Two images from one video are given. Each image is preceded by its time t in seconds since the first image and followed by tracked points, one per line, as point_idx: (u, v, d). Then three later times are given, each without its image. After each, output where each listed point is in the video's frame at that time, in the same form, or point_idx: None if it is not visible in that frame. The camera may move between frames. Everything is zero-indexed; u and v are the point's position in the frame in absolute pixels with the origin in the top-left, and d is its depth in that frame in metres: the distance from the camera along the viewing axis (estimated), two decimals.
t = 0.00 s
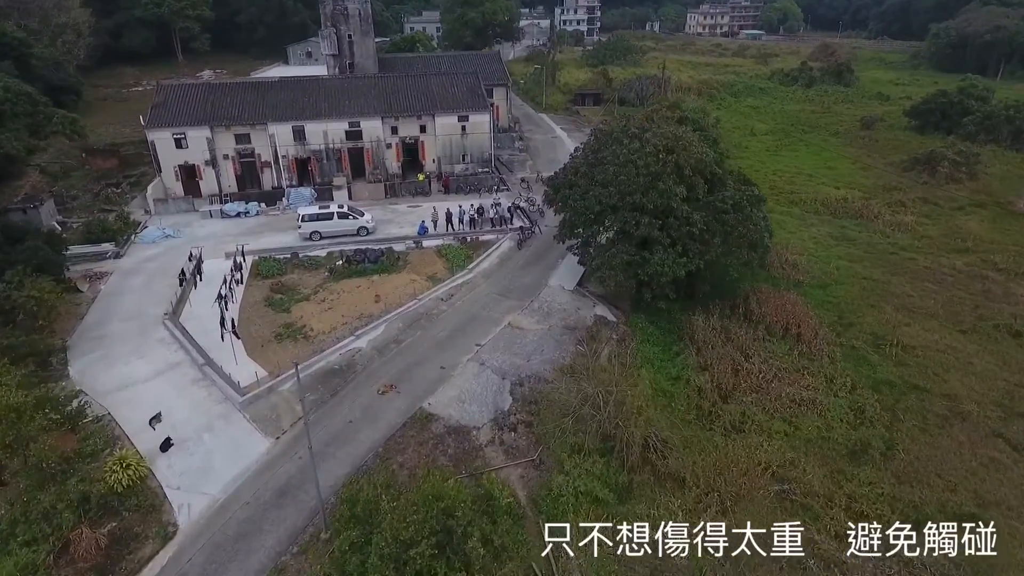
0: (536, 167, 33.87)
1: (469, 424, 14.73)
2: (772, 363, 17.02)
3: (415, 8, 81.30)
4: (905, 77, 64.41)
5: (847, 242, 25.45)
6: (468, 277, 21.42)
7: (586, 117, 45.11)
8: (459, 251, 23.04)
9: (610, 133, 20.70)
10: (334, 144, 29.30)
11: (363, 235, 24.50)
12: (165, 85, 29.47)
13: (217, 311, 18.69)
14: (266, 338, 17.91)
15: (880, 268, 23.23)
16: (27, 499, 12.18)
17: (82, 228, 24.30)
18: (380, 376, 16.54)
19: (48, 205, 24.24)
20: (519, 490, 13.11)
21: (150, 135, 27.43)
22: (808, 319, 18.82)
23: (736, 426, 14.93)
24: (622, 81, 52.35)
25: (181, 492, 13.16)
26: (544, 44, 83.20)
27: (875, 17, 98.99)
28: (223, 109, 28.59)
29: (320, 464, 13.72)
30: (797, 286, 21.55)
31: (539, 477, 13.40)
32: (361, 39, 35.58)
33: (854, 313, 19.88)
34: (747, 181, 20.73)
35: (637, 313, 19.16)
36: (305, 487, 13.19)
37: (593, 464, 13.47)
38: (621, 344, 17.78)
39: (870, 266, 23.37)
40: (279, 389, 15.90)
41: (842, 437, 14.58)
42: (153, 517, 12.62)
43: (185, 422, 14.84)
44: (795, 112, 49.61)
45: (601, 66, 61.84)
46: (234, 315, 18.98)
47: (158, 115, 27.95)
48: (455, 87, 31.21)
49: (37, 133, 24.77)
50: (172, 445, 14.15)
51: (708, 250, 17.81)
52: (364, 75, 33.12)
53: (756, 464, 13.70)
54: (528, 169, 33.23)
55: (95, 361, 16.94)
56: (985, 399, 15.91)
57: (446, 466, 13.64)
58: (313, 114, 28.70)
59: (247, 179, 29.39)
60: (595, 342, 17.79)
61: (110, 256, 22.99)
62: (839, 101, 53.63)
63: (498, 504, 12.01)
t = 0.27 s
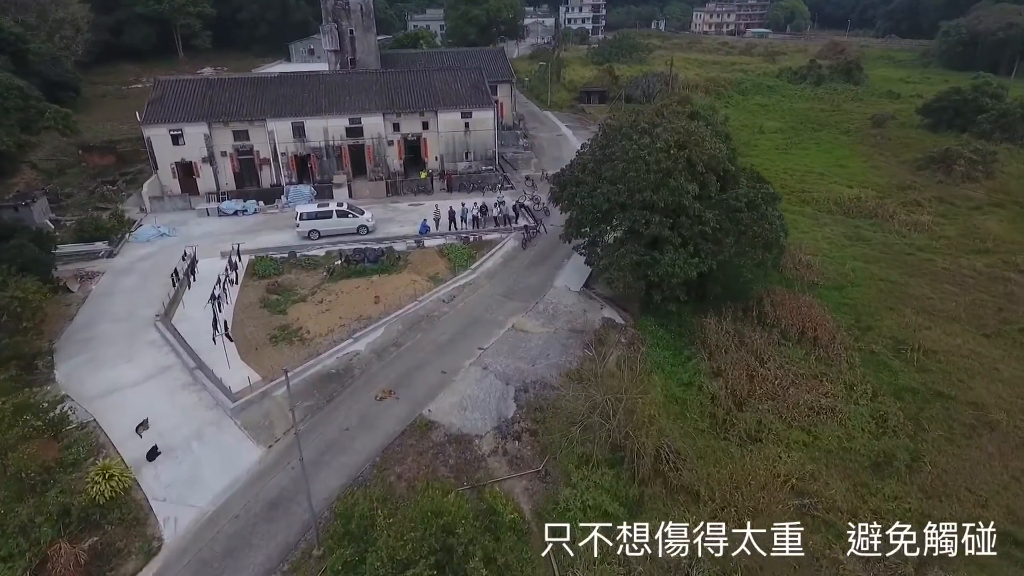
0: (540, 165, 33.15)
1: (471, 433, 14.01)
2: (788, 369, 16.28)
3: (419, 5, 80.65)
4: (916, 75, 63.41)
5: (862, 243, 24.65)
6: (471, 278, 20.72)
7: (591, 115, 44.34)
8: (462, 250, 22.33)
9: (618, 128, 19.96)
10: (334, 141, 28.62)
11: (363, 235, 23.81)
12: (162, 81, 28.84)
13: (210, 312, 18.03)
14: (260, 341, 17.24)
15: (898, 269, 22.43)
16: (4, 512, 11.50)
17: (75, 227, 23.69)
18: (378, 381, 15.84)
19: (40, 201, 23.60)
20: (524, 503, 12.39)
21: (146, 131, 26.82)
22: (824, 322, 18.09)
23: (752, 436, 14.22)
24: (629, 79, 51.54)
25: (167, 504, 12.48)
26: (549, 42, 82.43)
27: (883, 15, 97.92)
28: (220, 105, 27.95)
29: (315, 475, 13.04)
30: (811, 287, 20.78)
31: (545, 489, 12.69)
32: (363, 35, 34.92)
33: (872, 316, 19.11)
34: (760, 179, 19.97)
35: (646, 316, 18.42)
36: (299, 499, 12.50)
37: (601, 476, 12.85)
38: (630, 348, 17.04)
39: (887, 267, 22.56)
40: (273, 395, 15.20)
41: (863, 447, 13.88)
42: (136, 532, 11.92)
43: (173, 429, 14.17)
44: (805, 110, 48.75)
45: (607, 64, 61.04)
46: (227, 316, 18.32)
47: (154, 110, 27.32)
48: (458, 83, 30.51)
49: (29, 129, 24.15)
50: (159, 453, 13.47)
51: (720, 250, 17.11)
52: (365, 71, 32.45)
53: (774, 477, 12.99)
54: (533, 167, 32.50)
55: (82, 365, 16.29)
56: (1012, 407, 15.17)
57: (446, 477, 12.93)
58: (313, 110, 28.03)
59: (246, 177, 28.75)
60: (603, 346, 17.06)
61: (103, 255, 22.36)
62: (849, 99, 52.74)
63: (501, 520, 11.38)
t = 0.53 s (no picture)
0: (543, 164, 32.33)
1: (472, 448, 13.21)
2: (806, 378, 15.45)
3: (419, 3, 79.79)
4: (923, 74, 62.51)
5: (876, 245, 23.82)
6: (471, 281, 19.92)
7: (595, 114, 43.51)
8: (462, 252, 21.52)
9: (625, 125, 19.12)
10: (331, 139, 27.82)
11: (359, 236, 23.01)
12: (155, 77, 28.05)
13: (198, 318, 17.23)
14: (250, 348, 16.44)
15: (915, 272, 21.59)
16: None
17: (62, 227, 22.92)
18: (374, 391, 15.03)
19: (26, 201, 22.93)
20: (527, 525, 11.60)
21: (137, 129, 26.03)
22: (842, 327, 17.27)
23: (769, 450, 13.43)
24: (632, 77, 50.65)
25: (147, 524, 11.67)
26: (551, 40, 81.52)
27: (888, 13, 96.99)
28: (214, 101, 27.16)
29: (306, 493, 12.25)
30: (826, 291, 19.94)
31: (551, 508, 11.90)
32: (362, 31, 34.11)
33: (890, 321, 18.28)
34: (773, 178, 19.15)
35: (655, 322, 17.62)
36: (288, 519, 11.72)
37: (610, 496, 12.08)
38: (638, 355, 16.23)
39: (904, 270, 21.74)
40: (261, 406, 14.40)
41: (887, 462, 13.11)
42: (112, 556, 11.08)
43: (156, 443, 13.38)
44: (811, 109, 47.88)
45: (610, 62, 60.16)
46: (217, 322, 17.52)
47: (146, 107, 26.53)
48: (459, 80, 29.70)
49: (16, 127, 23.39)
50: (140, 470, 12.68)
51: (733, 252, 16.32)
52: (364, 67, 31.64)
53: (793, 496, 12.29)
54: (535, 166, 31.68)
55: (63, 374, 15.50)
56: None
57: (445, 496, 12.13)
58: (309, 107, 27.23)
59: (240, 176, 27.96)
60: (610, 353, 16.24)
61: (91, 257, 21.59)
62: (856, 97, 51.84)
63: (503, 545, 10.92)
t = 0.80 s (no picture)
0: (545, 164, 31.60)
1: (473, 466, 12.46)
2: (823, 390, 14.71)
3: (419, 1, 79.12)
4: (929, 73, 61.74)
5: (890, 248, 23.06)
6: (472, 286, 19.16)
7: (597, 113, 42.72)
8: (462, 255, 20.76)
9: (632, 123, 18.33)
10: (327, 139, 27.07)
11: (356, 239, 22.26)
12: (146, 75, 27.31)
13: (186, 325, 16.47)
14: (240, 357, 15.68)
15: (932, 277, 20.82)
16: None
17: (49, 230, 22.20)
18: (369, 405, 14.27)
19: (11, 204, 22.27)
20: (531, 552, 10.89)
21: (128, 128, 25.29)
22: (859, 335, 16.52)
23: (787, 469, 12.72)
24: (635, 76, 49.92)
25: (124, 550, 10.92)
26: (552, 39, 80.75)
27: (891, 12, 96.19)
28: (207, 100, 26.42)
29: (295, 515, 11.52)
30: (840, 297, 19.18)
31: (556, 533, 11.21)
32: (360, 28, 33.39)
33: (909, 329, 17.53)
34: (786, 179, 18.38)
35: (663, 329, 16.87)
36: (276, 543, 10.98)
37: (620, 519, 11.39)
38: (646, 367, 15.52)
39: (920, 275, 20.97)
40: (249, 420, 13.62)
41: (911, 482, 12.43)
42: None
43: (137, 460, 12.64)
44: (817, 109, 47.13)
45: (612, 61, 59.45)
46: (206, 329, 16.77)
47: (137, 106, 25.79)
48: (459, 78, 28.95)
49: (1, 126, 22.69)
50: (119, 489, 11.94)
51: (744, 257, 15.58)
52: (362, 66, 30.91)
53: (813, 519, 11.64)
54: (537, 167, 30.93)
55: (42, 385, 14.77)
56: None
57: (444, 519, 11.39)
58: (305, 106, 26.49)
59: (234, 177, 27.23)
60: (617, 363, 15.49)
61: (77, 261, 20.88)
62: (862, 97, 51.10)
63: None
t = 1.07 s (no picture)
0: (548, 164, 30.71)
1: (475, 491, 11.59)
2: (848, 405, 13.82)
3: None
4: (937, 72, 60.76)
5: (908, 252, 22.15)
6: (473, 293, 18.27)
7: (601, 112, 41.78)
8: (463, 260, 19.86)
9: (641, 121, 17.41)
10: (324, 139, 26.20)
11: (352, 242, 21.37)
12: (137, 72, 26.43)
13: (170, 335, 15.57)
14: (227, 369, 14.81)
15: (953, 283, 19.92)
16: None
17: (33, 233, 21.36)
18: (364, 423, 13.39)
19: None
20: None
21: (117, 127, 24.43)
22: (884, 346, 15.62)
23: (812, 493, 11.96)
24: (639, 74, 48.99)
25: None
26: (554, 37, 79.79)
27: (897, 11, 95.16)
28: (199, 98, 25.54)
29: (283, 545, 10.67)
30: (859, 304, 18.28)
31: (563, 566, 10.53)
32: (358, 25, 32.50)
33: (934, 339, 16.65)
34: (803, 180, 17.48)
35: (675, 339, 15.98)
36: None
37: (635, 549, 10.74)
38: (658, 381, 14.67)
39: (941, 280, 20.07)
40: (236, 439, 12.75)
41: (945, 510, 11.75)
42: None
43: (113, 484, 11.76)
44: (825, 108, 46.21)
45: (615, 59, 58.53)
46: (192, 340, 15.90)
47: (126, 105, 24.92)
48: (460, 76, 28.06)
49: None
50: (92, 517, 11.06)
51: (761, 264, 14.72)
52: (359, 63, 30.04)
53: (840, 548, 10.94)
54: (540, 167, 30.03)
55: (16, 399, 13.89)
56: None
57: (442, 551, 10.57)
58: (300, 105, 25.61)
59: (228, 177, 26.37)
60: (626, 376, 14.62)
61: (61, 266, 20.04)
62: (871, 96, 50.15)
63: None
